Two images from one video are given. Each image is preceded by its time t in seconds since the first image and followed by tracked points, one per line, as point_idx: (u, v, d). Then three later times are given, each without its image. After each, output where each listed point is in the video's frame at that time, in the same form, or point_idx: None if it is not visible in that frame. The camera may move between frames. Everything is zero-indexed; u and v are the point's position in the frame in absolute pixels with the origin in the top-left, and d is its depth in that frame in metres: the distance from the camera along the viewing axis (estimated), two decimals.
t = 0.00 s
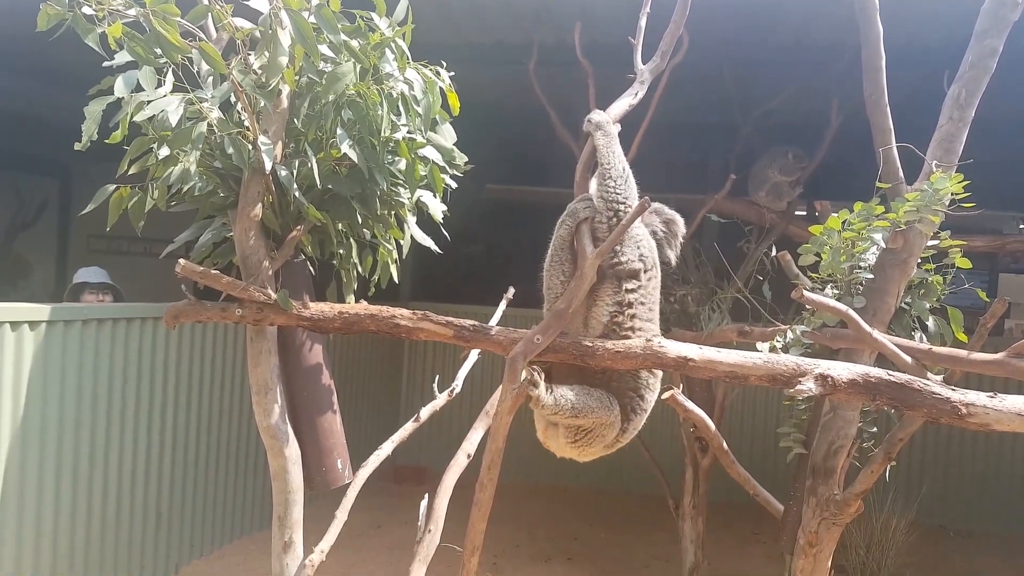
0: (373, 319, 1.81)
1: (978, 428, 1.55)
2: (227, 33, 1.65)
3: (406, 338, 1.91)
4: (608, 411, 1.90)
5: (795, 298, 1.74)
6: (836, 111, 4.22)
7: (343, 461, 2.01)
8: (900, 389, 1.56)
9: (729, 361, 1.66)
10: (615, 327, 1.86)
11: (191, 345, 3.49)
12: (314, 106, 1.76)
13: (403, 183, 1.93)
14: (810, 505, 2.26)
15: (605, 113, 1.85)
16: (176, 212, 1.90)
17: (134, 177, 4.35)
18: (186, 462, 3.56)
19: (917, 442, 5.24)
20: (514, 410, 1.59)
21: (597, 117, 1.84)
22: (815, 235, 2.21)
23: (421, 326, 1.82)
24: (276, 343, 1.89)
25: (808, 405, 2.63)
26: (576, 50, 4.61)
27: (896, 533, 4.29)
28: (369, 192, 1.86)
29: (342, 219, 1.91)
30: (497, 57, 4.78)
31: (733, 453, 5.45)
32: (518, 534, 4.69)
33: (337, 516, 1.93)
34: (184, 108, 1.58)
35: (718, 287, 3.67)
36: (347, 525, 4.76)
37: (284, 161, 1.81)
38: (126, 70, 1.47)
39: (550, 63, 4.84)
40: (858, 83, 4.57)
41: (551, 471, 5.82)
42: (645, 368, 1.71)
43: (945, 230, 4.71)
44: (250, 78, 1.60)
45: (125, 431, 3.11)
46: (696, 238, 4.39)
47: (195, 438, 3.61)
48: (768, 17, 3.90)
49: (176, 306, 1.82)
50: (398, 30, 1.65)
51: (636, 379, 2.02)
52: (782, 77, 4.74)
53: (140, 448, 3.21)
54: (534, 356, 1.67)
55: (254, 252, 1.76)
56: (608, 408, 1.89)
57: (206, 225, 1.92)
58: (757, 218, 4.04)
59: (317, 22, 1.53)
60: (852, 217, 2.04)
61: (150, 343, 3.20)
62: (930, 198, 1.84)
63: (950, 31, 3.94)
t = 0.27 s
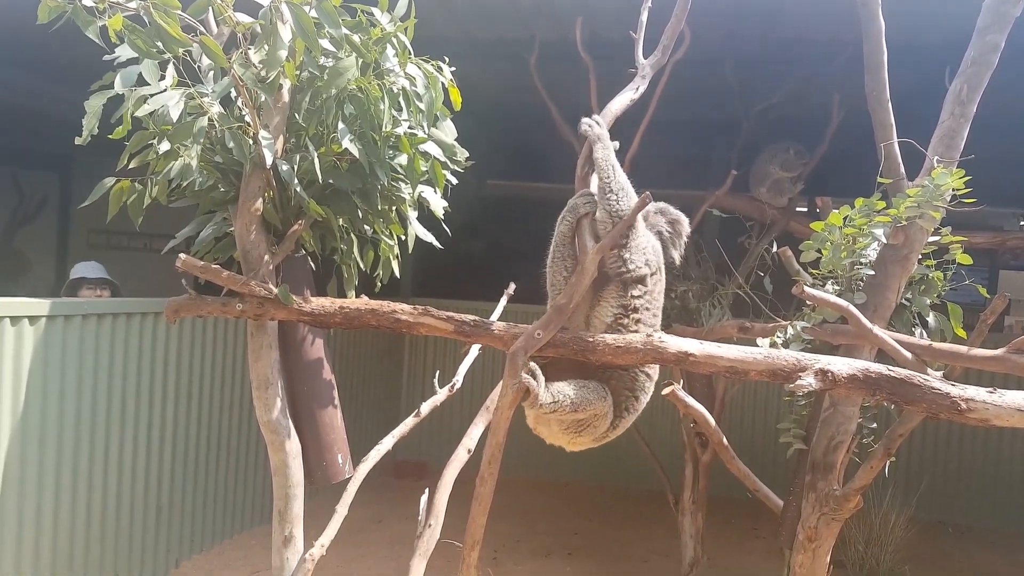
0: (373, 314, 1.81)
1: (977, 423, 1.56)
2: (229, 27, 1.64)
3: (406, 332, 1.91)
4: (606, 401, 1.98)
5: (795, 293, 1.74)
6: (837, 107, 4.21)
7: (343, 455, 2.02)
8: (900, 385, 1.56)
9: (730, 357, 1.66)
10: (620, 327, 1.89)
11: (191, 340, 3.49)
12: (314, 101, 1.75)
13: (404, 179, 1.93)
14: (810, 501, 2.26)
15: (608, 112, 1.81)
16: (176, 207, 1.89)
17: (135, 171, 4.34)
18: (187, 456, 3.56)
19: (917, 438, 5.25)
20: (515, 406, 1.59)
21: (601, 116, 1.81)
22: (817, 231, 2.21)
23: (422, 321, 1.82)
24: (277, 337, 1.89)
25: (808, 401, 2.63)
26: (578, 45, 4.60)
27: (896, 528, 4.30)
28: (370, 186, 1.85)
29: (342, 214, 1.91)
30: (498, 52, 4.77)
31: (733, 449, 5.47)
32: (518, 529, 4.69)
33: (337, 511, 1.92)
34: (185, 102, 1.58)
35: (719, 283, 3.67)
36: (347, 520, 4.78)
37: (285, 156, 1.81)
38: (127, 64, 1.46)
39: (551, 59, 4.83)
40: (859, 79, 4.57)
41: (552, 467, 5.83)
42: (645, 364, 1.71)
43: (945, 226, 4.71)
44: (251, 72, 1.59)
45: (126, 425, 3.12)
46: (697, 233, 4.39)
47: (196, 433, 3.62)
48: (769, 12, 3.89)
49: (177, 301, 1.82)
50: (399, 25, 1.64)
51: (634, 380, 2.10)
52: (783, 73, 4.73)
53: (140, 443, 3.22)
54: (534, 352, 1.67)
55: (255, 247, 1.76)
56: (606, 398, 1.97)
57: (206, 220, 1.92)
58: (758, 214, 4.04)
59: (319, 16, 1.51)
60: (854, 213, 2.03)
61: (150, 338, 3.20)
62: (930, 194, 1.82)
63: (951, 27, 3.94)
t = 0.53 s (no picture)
0: (372, 310, 1.81)
1: (975, 418, 1.56)
2: (226, 23, 1.64)
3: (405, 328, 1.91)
4: (599, 406, 2.23)
5: (793, 288, 1.75)
6: (835, 104, 4.21)
7: (342, 451, 2.01)
8: (898, 380, 1.56)
9: (728, 352, 1.66)
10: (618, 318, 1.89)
11: (190, 336, 3.49)
12: (311, 96, 1.74)
13: (402, 174, 1.93)
14: (809, 496, 2.27)
15: (607, 108, 1.79)
16: (174, 202, 1.89)
17: (132, 168, 4.33)
18: (185, 453, 3.56)
19: (917, 434, 5.26)
20: (514, 401, 1.59)
21: (601, 113, 1.79)
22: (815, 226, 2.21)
23: (420, 317, 1.81)
24: (275, 333, 1.89)
25: (807, 397, 2.63)
26: (576, 41, 4.59)
27: (895, 523, 4.30)
28: (368, 181, 1.85)
29: (340, 210, 1.91)
30: (497, 48, 4.76)
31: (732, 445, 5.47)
32: (517, 525, 4.69)
33: (336, 507, 1.92)
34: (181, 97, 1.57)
35: (717, 279, 3.68)
36: (346, 516, 4.77)
37: (283, 151, 1.80)
38: (122, 59, 1.45)
39: (550, 54, 4.83)
40: (857, 76, 4.57)
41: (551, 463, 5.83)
42: (643, 359, 1.71)
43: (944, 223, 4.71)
44: (247, 67, 1.58)
45: (124, 422, 3.11)
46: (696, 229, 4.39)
47: (195, 429, 3.62)
48: (768, 8, 3.88)
49: (175, 297, 1.81)
50: (397, 20, 1.63)
51: (625, 386, 2.39)
52: (782, 69, 4.73)
53: (139, 439, 3.21)
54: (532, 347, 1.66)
55: (253, 242, 1.75)
56: (603, 401, 2.24)
57: (204, 215, 1.91)
58: (757, 210, 4.04)
59: (314, 10, 1.50)
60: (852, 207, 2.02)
61: (148, 334, 3.20)
62: (929, 189, 1.84)
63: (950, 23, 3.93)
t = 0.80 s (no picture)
0: (373, 307, 1.81)
1: (978, 417, 1.56)
2: (228, 19, 1.63)
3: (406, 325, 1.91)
4: (598, 412, 2.20)
5: (795, 287, 1.75)
6: (838, 103, 4.21)
7: (343, 449, 2.01)
8: (900, 378, 1.56)
9: (729, 350, 1.65)
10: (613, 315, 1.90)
11: (191, 334, 3.49)
12: (313, 93, 1.74)
13: (403, 171, 1.93)
14: (810, 495, 2.27)
15: (609, 106, 1.78)
16: (176, 199, 1.89)
17: (134, 164, 4.33)
18: (187, 450, 3.57)
19: (919, 434, 5.25)
20: (515, 399, 1.59)
21: (603, 111, 1.78)
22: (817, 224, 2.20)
23: (421, 314, 1.82)
24: (277, 330, 1.89)
25: (808, 396, 2.63)
26: (578, 39, 4.58)
27: (896, 522, 4.29)
28: (370, 179, 1.85)
29: (341, 207, 1.91)
30: (499, 46, 4.76)
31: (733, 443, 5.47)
32: (517, 523, 4.69)
33: (337, 504, 1.92)
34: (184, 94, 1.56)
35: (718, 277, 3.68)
36: (346, 514, 4.78)
37: (284, 149, 1.80)
38: (126, 56, 1.45)
39: (552, 53, 4.82)
40: (860, 75, 4.56)
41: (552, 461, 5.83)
42: (644, 357, 1.71)
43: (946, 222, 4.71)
44: (251, 64, 1.57)
45: (125, 419, 3.11)
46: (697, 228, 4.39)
47: (196, 426, 3.62)
48: (770, 7, 3.88)
49: (177, 294, 1.82)
50: (401, 17, 1.62)
51: (628, 399, 2.34)
52: (784, 67, 4.71)
53: (141, 436, 3.22)
54: (533, 345, 1.66)
55: (255, 239, 1.76)
56: (603, 407, 2.21)
57: (206, 212, 1.92)
58: (758, 208, 4.04)
59: (319, 8, 1.49)
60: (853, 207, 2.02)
61: (150, 331, 3.20)
62: (931, 187, 1.84)
63: (953, 22, 3.93)
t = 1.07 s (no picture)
0: (374, 306, 1.81)
1: (979, 416, 1.56)
2: (229, 19, 1.64)
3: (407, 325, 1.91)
4: (602, 418, 2.21)
5: (796, 286, 1.74)
6: (838, 101, 4.20)
7: (344, 448, 2.01)
8: (901, 377, 1.56)
9: (730, 349, 1.65)
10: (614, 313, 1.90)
11: (192, 333, 3.49)
12: (313, 93, 1.74)
13: (404, 171, 1.93)
14: (812, 494, 2.27)
15: (609, 104, 1.78)
16: (178, 199, 1.89)
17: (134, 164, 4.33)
18: (188, 450, 3.57)
19: (920, 432, 5.25)
20: (516, 398, 1.60)
21: (603, 109, 1.78)
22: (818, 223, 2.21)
23: (422, 314, 1.82)
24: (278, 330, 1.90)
25: (809, 395, 2.63)
26: (579, 38, 4.58)
27: (897, 521, 4.29)
28: (370, 178, 1.85)
29: (342, 206, 1.91)
30: (499, 45, 4.76)
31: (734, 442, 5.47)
32: (518, 523, 4.69)
33: (338, 503, 1.92)
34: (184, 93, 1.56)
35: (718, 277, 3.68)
36: (347, 513, 4.78)
37: (285, 148, 1.80)
38: (127, 56, 1.45)
39: (552, 52, 4.82)
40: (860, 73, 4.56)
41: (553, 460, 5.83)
42: (645, 356, 1.71)
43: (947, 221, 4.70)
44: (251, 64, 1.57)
45: (127, 418, 3.12)
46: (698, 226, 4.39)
47: (198, 426, 3.62)
48: (771, 6, 3.87)
49: (178, 294, 1.82)
50: (400, 16, 1.62)
51: (632, 403, 2.34)
52: (785, 66, 4.71)
53: (142, 435, 3.22)
54: (534, 344, 1.66)
55: (256, 239, 1.76)
56: (606, 412, 2.22)
57: (208, 212, 1.92)
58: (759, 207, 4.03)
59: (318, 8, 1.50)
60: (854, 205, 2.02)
61: (151, 331, 3.21)
62: (932, 186, 1.83)
63: (954, 20, 3.92)
